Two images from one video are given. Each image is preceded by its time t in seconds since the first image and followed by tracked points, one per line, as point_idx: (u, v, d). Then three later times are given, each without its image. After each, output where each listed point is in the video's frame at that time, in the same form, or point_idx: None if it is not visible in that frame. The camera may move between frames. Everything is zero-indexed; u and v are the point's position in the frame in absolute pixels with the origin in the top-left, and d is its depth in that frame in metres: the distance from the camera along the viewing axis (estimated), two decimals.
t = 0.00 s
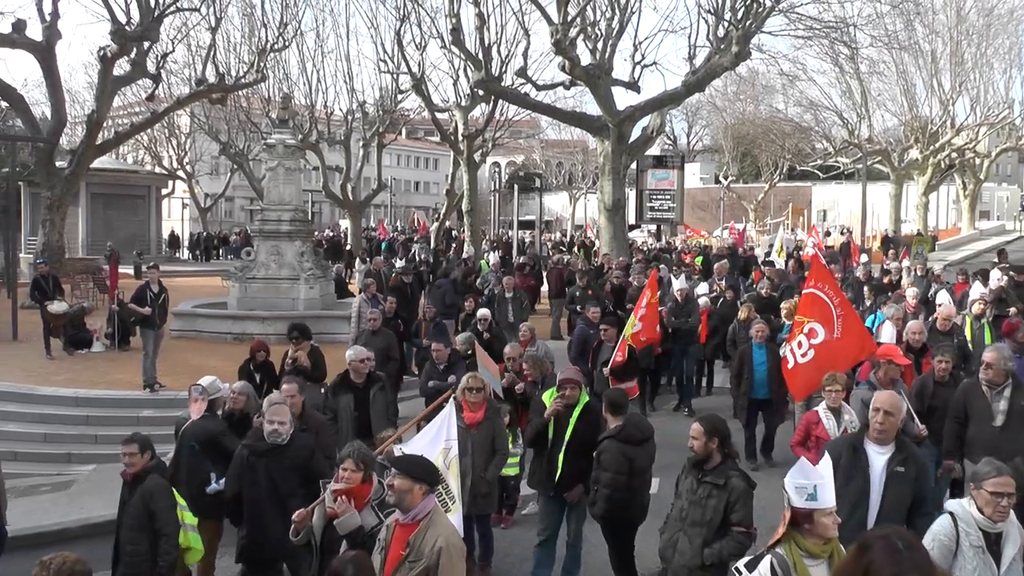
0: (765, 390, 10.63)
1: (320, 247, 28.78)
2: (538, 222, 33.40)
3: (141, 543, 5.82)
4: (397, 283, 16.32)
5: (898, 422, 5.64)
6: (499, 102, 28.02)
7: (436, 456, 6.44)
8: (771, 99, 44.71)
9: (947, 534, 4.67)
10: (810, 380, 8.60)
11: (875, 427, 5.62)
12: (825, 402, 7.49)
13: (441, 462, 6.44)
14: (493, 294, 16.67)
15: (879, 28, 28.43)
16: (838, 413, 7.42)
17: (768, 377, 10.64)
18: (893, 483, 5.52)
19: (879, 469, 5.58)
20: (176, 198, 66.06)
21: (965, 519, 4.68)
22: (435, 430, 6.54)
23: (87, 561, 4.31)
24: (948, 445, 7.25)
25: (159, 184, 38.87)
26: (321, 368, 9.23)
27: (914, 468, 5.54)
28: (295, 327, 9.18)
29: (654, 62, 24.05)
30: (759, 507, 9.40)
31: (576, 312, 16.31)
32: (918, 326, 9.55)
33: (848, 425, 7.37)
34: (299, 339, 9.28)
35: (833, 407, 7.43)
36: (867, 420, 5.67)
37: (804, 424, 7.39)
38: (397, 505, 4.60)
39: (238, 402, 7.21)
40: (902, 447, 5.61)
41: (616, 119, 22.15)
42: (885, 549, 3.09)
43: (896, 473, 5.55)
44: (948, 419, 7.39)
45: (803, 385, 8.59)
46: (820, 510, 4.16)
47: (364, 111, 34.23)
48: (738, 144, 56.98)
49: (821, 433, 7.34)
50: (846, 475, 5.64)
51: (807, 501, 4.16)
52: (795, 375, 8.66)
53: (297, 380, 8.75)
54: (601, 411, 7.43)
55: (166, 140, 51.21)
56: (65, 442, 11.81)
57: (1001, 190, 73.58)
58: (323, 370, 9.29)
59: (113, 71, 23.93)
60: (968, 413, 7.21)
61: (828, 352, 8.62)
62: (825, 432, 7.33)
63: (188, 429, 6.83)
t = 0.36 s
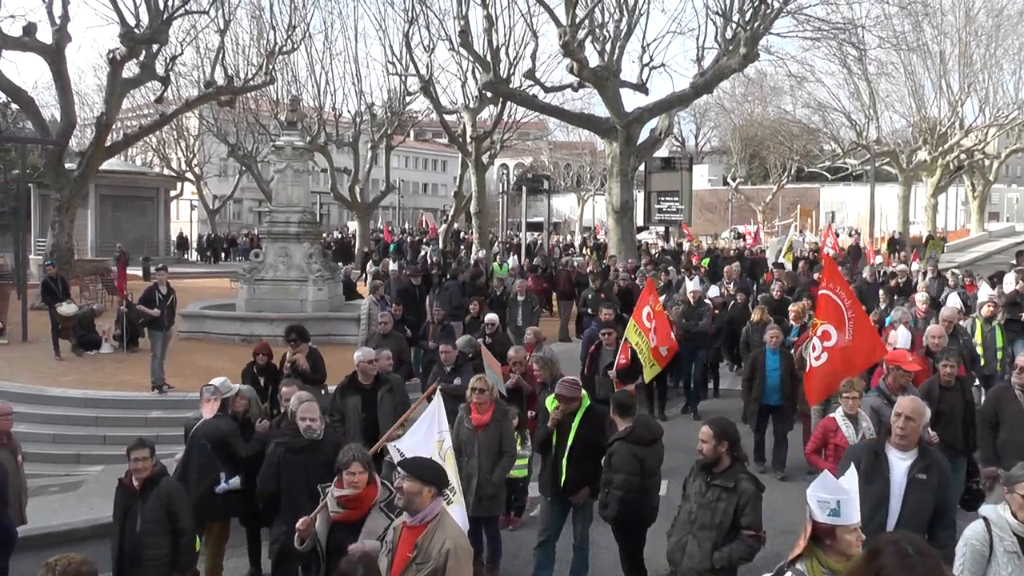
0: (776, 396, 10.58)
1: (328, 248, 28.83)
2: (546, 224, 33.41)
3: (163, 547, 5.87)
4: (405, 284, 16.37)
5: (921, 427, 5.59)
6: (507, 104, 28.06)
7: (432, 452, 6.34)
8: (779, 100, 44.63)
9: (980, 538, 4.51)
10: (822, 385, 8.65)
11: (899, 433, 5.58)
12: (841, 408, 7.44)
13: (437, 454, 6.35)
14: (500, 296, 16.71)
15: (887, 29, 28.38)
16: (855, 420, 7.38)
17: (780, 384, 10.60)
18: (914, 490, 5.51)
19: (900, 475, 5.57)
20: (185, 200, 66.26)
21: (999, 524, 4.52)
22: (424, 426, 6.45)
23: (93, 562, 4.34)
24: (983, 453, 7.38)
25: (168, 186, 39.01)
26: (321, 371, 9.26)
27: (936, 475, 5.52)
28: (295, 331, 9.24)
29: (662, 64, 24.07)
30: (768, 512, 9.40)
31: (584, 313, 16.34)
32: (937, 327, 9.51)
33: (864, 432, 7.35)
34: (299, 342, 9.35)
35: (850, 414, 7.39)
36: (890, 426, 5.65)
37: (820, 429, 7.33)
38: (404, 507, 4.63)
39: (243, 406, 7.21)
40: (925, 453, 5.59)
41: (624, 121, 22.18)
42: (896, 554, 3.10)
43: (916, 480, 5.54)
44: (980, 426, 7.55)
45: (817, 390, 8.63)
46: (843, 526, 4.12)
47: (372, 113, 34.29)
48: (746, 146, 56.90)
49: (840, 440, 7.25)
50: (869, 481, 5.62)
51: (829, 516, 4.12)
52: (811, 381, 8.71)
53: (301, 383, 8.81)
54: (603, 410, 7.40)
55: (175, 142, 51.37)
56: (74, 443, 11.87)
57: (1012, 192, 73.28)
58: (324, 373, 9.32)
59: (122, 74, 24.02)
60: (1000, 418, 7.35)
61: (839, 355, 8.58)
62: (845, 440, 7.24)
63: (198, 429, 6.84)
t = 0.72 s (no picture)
0: (791, 400, 10.50)
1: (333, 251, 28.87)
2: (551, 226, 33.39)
3: (166, 549, 5.90)
4: (411, 287, 16.40)
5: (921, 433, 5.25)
6: (512, 106, 28.08)
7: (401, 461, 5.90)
8: (785, 102, 44.56)
9: (999, 542, 4.14)
10: (831, 390, 8.43)
11: (898, 438, 5.20)
12: (852, 415, 7.32)
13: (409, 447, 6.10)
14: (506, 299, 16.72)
15: (892, 31, 28.38)
16: (867, 425, 7.22)
17: (795, 386, 10.52)
18: (918, 497, 5.14)
19: (904, 482, 5.17)
20: (191, 202, 66.46)
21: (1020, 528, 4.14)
22: (387, 430, 5.89)
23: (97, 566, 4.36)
24: (996, 456, 7.36)
25: (174, 189, 39.09)
26: (322, 377, 9.23)
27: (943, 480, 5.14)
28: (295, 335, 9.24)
29: (668, 66, 24.07)
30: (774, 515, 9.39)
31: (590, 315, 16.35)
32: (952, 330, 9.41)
33: (876, 437, 7.20)
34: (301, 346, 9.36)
35: (863, 420, 7.23)
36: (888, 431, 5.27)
37: (833, 434, 7.13)
38: (411, 509, 4.66)
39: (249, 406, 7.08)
40: (929, 458, 5.20)
41: (630, 123, 22.18)
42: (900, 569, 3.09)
43: (920, 487, 5.17)
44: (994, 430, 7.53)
45: (826, 395, 8.41)
46: (891, 540, 4.60)
47: (377, 115, 34.32)
48: (752, 147, 56.84)
49: (855, 446, 7.07)
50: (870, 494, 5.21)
51: (879, 535, 4.60)
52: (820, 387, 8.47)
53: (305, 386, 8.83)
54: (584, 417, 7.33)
55: (181, 145, 51.46)
56: (81, 444, 11.91)
57: (1019, 193, 73.10)
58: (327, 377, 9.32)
59: (129, 77, 24.09)
60: (1016, 421, 7.33)
61: (844, 359, 8.45)
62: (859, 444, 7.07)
63: (204, 432, 6.84)
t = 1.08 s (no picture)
0: (802, 402, 10.41)
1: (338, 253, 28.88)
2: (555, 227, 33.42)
3: (154, 552, 5.93)
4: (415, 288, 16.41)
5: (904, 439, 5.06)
6: (516, 108, 28.11)
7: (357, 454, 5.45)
8: (789, 102, 44.51)
9: (1009, 549, 4.11)
10: (831, 389, 8.49)
11: (880, 447, 5.01)
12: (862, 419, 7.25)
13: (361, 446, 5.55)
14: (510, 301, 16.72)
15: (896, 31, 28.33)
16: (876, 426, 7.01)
17: (806, 388, 10.45)
18: (905, 504, 4.95)
19: (890, 493, 5.02)
20: (195, 204, 66.55)
21: None
22: (335, 434, 5.39)
23: (104, 567, 4.36)
24: (1003, 466, 7.31)
25: (178, 191, 39.14)
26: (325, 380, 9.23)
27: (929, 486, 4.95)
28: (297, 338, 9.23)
29: (672, 67, 24.09)
30: (779, 517, 9.37)
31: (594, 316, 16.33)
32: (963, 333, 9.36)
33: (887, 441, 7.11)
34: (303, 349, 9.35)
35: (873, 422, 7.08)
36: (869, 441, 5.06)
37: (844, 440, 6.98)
38: (416, 512, 4.64)
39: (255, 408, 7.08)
40: (914, 464, 5.04)
41: (634, 124, 22.20)
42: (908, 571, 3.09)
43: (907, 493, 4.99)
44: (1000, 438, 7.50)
45: (826, 395, 8.47)
46: (952, 546, 3.91)
47: (382, 117, 34.36)
48: (756, 148, 56.78)
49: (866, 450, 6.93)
50: (857, 510, 5.03)
51: (938, 537, 3.93)
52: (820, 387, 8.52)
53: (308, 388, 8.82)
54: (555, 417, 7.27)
55: (185, 147, 51.52)
56: (86, 446, 11.92)
57: None
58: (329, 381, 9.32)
59: (134, 80, 24.15)
60: None
61: (844, 358, 8.45)
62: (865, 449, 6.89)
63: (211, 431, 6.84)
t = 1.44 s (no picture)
0: (806, 409, 10.36)
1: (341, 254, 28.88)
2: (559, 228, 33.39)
3: (151, 555, 5.92)
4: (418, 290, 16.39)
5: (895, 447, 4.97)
6: (520, 110, 28.10)
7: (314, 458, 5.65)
8: (792, 104, 44.48)
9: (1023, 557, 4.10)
10: (832, 394, 8.42)
11: (872, 456, 4.92)
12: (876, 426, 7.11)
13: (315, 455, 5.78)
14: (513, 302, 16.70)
15: (901, 32, 28.30)
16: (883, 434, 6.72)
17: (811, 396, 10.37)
18: (898, 511, 4.87)
19: (880, 502, 4.93)
20: (199, 207, 66.64)
21: None
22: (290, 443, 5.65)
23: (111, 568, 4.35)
24: (1008, 471, 7.23)
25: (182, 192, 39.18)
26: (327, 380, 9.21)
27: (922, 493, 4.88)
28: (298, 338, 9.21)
29: (675, 68, 24.08)
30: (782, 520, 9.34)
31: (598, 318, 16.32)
32: (967, 338, 9.36)
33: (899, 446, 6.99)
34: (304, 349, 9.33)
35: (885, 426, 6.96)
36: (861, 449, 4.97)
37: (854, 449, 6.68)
38: (419, 514, 4.63)
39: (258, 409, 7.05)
40: (904, 472, 4.95)
41: (637, 125, 22.19)
42: (910, 567, 3.09)
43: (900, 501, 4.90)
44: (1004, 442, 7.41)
45: (828, 400, 8.39)
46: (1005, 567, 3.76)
47: (385, 119, 34.37)
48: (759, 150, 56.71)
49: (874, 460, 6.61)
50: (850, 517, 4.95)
51: (989, 556, 3.79)
52: (819, 390, 8.47)
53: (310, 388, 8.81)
54: (543, 418, 7.25)
55: (189, 149, 51.60)
56: (90, 448, 11.93)
57: None
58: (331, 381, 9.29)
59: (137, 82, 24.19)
60: None
61: (849, 363, 8.39)
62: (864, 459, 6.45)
63: (204, 434, 6.91)
